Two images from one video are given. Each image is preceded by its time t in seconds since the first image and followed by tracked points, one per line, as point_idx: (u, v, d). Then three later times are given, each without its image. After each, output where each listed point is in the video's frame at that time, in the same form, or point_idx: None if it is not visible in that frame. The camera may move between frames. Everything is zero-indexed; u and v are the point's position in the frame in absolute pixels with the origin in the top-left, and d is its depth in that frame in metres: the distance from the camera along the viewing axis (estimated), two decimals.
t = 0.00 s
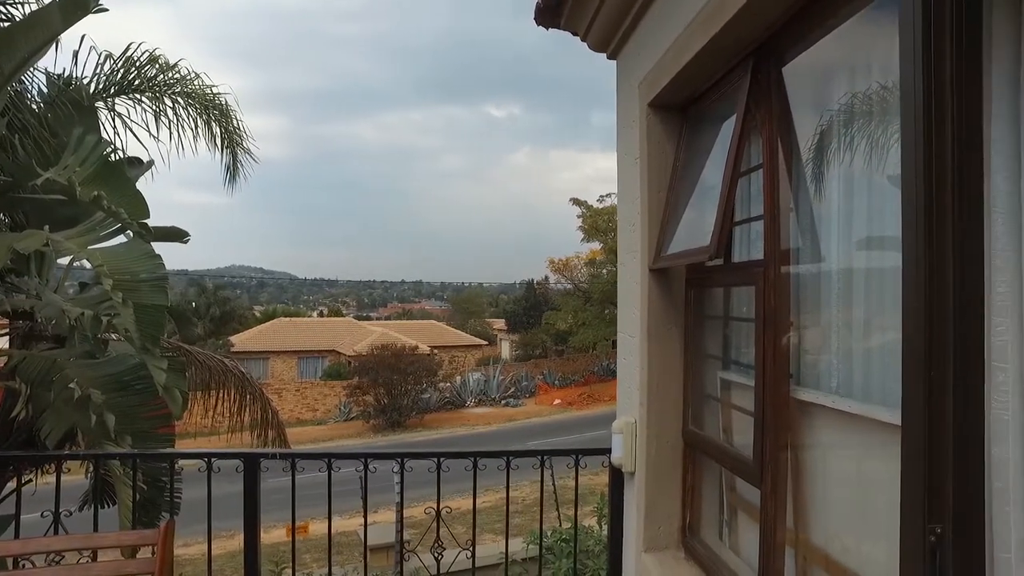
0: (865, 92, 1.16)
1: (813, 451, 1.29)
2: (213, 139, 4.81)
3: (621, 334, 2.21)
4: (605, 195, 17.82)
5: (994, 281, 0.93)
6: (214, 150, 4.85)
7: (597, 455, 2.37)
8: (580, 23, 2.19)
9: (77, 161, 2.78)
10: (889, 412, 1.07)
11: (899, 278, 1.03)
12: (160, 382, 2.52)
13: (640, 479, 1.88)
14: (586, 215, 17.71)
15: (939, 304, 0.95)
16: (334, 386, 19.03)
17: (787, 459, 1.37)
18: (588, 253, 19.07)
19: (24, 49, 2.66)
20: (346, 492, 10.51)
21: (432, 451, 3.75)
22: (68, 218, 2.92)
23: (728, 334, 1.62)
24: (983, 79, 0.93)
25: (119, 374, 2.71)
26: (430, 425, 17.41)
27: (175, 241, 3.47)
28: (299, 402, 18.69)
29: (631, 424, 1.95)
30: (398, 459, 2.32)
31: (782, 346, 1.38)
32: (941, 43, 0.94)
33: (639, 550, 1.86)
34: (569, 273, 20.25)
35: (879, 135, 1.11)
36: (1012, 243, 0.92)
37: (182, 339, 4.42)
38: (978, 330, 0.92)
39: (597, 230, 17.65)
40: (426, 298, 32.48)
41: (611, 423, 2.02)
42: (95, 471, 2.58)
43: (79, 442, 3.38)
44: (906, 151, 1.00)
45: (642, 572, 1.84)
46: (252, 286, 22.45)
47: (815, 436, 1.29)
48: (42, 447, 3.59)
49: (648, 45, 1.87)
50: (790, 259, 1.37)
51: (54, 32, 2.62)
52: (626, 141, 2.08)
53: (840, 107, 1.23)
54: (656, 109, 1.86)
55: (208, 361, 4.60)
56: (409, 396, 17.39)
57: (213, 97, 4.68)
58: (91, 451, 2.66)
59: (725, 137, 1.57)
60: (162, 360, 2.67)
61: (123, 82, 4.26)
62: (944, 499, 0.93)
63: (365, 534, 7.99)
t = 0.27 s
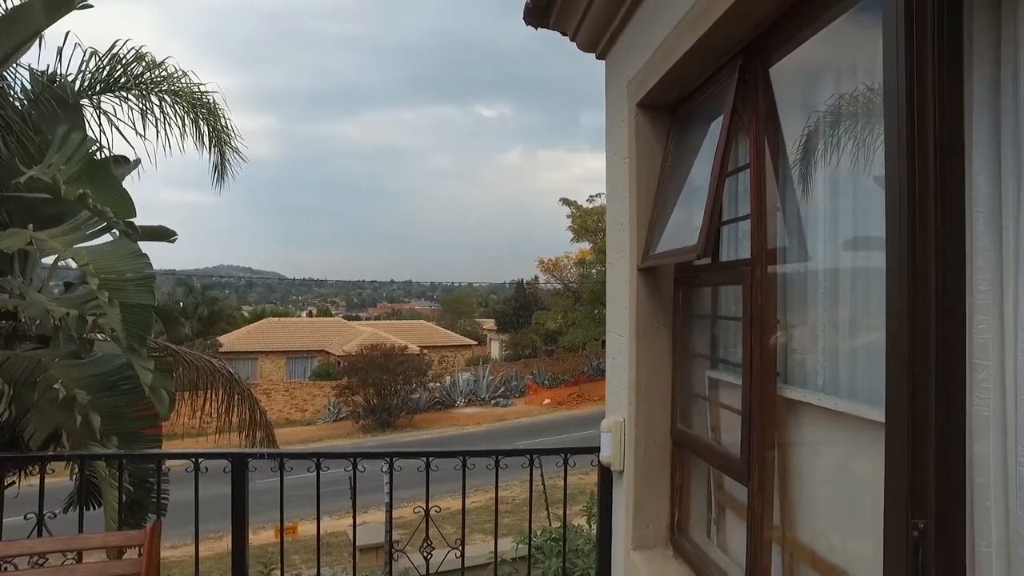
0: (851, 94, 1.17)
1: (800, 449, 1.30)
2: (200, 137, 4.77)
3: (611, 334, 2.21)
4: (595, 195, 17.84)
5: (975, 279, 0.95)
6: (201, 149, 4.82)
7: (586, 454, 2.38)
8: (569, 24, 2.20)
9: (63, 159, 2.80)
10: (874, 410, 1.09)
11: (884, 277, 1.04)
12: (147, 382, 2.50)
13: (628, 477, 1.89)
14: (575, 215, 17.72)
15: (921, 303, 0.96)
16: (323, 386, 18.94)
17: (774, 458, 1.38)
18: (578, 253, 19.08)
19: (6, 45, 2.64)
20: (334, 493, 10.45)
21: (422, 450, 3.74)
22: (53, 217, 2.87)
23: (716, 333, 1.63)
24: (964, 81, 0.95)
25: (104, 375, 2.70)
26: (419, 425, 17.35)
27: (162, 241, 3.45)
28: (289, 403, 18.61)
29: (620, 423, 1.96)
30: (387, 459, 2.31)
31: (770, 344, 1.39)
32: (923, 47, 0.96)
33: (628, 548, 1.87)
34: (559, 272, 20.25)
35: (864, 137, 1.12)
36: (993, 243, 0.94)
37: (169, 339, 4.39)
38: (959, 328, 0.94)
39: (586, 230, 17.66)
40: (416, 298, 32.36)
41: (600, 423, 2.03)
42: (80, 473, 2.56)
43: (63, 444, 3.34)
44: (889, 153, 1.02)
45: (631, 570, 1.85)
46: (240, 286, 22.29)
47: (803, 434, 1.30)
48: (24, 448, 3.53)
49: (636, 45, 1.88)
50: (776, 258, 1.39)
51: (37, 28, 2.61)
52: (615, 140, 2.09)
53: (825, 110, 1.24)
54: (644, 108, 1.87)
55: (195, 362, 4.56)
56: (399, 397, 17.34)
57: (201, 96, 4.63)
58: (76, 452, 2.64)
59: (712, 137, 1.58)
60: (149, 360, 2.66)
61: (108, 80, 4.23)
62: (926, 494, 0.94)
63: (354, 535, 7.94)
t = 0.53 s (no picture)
0: (834, 97, 1.19)
1: (783, 448, 1.31)
2: (186, 137, 4.75)
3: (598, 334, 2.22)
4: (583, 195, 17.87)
5: (952, 279, 0.97)
6: (187, 148, 4.80)
7: (573, 453, 2.39)
8: (556, 24, 2.21)
9: (45, 157, 2.74)
10: (855, 408, 1.10)
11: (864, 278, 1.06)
12: (131, 383, 2.48)
13: (615, 476, 1.90)
14: (564, 215, 17.74)
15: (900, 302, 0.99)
16: (311, 387, 18.84)
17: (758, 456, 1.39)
18: (567, 253, 19.07)
19: None
20: (321, 494, 10.38)
21: (408, 451, 3.73)
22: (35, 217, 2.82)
23: (701, 332, 1.64)
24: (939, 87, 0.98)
25: (88, 375, 2.70)
26: (407, 425, 17.31)
27: (147, 241, 3.41)
28: (276, 403, 18.49)
29: (606, 422, 1.98)
30: (373, 459, 2.30)
31: (754, 344, 1.40)
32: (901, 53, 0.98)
33: (614, 547, 1.88)
34: (547, 272, 20.26)
35: (845, 140, 1.14)
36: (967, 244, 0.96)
37: (155, 339, 4.35)
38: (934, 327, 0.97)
39: (574, 230, 17.68)
40: (404, 298, 32.24)
41: (587, 422, 2.05)
42: (63, 475, 2.55)
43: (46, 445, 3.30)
44: (868, 156, 1.04)
45: (618, 569, 1.86)
46: (227, 286, 22.10)
47: (785, 433, 1.32)
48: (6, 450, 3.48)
49: (623, 47, 1.89)
50: (760, 258, 1.40)
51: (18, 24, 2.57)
52: (601, 141, 2.10)
53: (807, 113, 1.26)
54: (631, 109, 1.89)
55: (181, 362, 4.52)
56: (387, 397, 17.30)
57: (187, 95, 4.60)
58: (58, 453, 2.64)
59: (697, 138, 1.60)
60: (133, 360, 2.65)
61: (92, 78, 4.19)
62: (904, 490, 0.97)
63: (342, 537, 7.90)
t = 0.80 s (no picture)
0: (816, 98, 1.20)
1: (766, 445, 1.32)
2: (171, 135, 4.74)
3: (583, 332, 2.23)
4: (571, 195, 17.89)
5: (930, 279, 1.00)
6: (172, 147, 4.78)
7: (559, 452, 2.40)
8: (542, 23, 2.22)
9: (25, 155, 2.71)
10: (834, 406, 1.11)
11: (844, 278, 1.07)
12: (115, 383, 2.46)
13: (601, 475, 1.90)
14: (552, 215, 17.74)
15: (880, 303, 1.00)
16: (298, 387, 18.74)
17: (741, 455, 1.40)
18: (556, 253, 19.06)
19: None
20: (308, 496, 10.31)
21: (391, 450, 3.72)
22: (16, 215, 2.84)
23: (686, 331, 1.66)
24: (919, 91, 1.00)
25: (71, 376, 2.67)
26: (396, 425, 17.25)
27: (132, 239, 3.38)
28: (264, 404, 18.38)
29: (592, 421, 1.99)
30: (358, 458, 2.29)
31: (737, 343, 1.41)
32: (880, 55, 1.00)
33: (600, 545, 1.89)
34: (535, 272, 20.25)
35: (827, 140, 1.15)
36: (945, 245, 0.99)
37: (140, 338, 4.31)
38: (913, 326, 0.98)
39: (563, 230, 17.69)
40: (392, 298, 32.10)
41: (573, 420, 2.06)
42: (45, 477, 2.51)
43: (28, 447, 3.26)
44: (848, 157, 1.05)
45: (603, 567, 1.86)
46: (214, 286, 21.92)
47: (769, 431, 1.32)
48: None
49: (609, 46, 1.90)
50: (743, 257, 1.41)
51: None
52: (587, 140, 2.11)
53: (789, 113, 1.27)
54: (616, 108, 1.90)
55: (166, 362, 4.48)
56: (375, 397, 17.25)
57: (171, 93, 4.61)
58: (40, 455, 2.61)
59: (681, 138, 1.61)
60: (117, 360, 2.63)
61: (75, 75, 4.11)
62: (883, 486, 0.98)
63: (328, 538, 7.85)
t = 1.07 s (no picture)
0: (799, 99, 1.21)
1: (751, 445, 1.33)
2: (158, 134, 4.69)
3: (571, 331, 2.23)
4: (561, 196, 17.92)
5: (913, 278, 1.01)
6: (160, 145, 4.74)
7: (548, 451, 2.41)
8: (531, 23, 2.22)
9: (9, 153, 2.69)
10: (818, 404, 1.12)
11: (827, 278, 1.08)
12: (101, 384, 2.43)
13: (589, 474, 1.90)
14: (542, 215, 17.75)
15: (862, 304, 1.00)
16: (287, 388, 18.63)
17: (727, 453, 1.41)
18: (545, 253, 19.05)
19: None
20: (296, 497, 10.24)
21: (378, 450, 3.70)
22: None
23: (673, 330, 1.66)
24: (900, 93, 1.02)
25: (56, 377, 2.64)
26: (385, 425, 17.20)
27: (118, 239, 3.35)
28: (252, 404, 18.26)
29: (580, 420, 1.99)
30: (347, 459, 2.28)
31: (723, 342, 1.42)
32: (861, 56, 1.01)
33: (588, 544, 1.89)
34: (525, 272, 20.23)
35: (810, 140, 1.16)
36: (927, 245, 1.01)
37: (127, 339, 4.27)
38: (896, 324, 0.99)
39: (552, 230, 17.70)
40: (382, 297, 32.01)
41: (561, 420, 2.07)
42: (28, 479, 2.47)
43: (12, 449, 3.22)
44: (831, 159, 1.06)
45: (592, 566, 1.87)
46: (202, 286, 21.75)
47: (755, 430, 1.33)
48: None
49: (597, 46, 1.90)
50: (729, 257, 1.42)
51: None
52: (576, 140, 2.12)
53: (774, 113, 1.28)
54: (604, 109, 1.90)
55: (154, 362, 4.44)
56: (365, 397, 17.20)
57: (159, 91, 4.56)
58: (24, 456, 2.60)
59: (668, 139, 1.62)
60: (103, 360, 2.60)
61: (59, 72, 4.10)
62: (865, 483, 0.99)
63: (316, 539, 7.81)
